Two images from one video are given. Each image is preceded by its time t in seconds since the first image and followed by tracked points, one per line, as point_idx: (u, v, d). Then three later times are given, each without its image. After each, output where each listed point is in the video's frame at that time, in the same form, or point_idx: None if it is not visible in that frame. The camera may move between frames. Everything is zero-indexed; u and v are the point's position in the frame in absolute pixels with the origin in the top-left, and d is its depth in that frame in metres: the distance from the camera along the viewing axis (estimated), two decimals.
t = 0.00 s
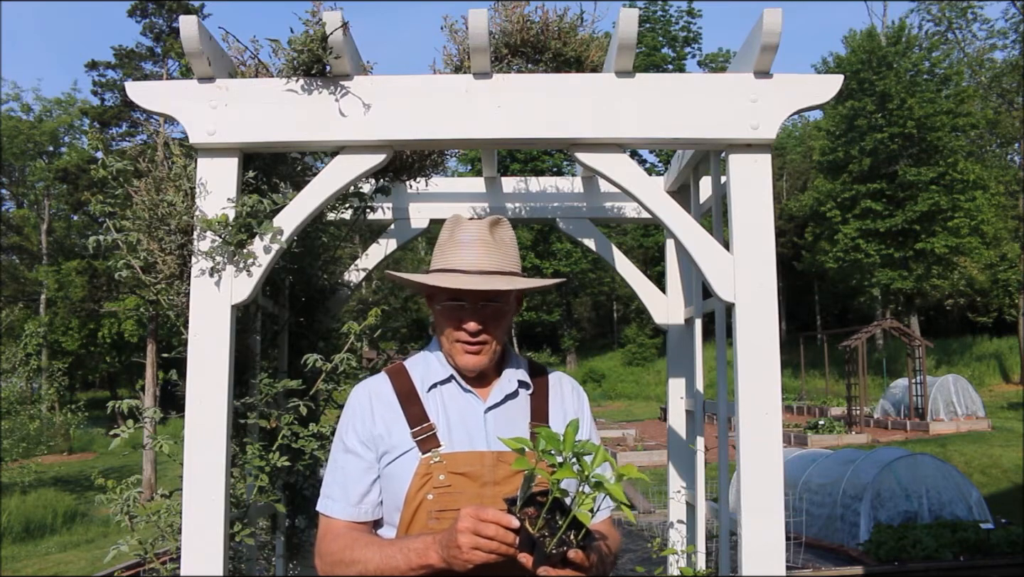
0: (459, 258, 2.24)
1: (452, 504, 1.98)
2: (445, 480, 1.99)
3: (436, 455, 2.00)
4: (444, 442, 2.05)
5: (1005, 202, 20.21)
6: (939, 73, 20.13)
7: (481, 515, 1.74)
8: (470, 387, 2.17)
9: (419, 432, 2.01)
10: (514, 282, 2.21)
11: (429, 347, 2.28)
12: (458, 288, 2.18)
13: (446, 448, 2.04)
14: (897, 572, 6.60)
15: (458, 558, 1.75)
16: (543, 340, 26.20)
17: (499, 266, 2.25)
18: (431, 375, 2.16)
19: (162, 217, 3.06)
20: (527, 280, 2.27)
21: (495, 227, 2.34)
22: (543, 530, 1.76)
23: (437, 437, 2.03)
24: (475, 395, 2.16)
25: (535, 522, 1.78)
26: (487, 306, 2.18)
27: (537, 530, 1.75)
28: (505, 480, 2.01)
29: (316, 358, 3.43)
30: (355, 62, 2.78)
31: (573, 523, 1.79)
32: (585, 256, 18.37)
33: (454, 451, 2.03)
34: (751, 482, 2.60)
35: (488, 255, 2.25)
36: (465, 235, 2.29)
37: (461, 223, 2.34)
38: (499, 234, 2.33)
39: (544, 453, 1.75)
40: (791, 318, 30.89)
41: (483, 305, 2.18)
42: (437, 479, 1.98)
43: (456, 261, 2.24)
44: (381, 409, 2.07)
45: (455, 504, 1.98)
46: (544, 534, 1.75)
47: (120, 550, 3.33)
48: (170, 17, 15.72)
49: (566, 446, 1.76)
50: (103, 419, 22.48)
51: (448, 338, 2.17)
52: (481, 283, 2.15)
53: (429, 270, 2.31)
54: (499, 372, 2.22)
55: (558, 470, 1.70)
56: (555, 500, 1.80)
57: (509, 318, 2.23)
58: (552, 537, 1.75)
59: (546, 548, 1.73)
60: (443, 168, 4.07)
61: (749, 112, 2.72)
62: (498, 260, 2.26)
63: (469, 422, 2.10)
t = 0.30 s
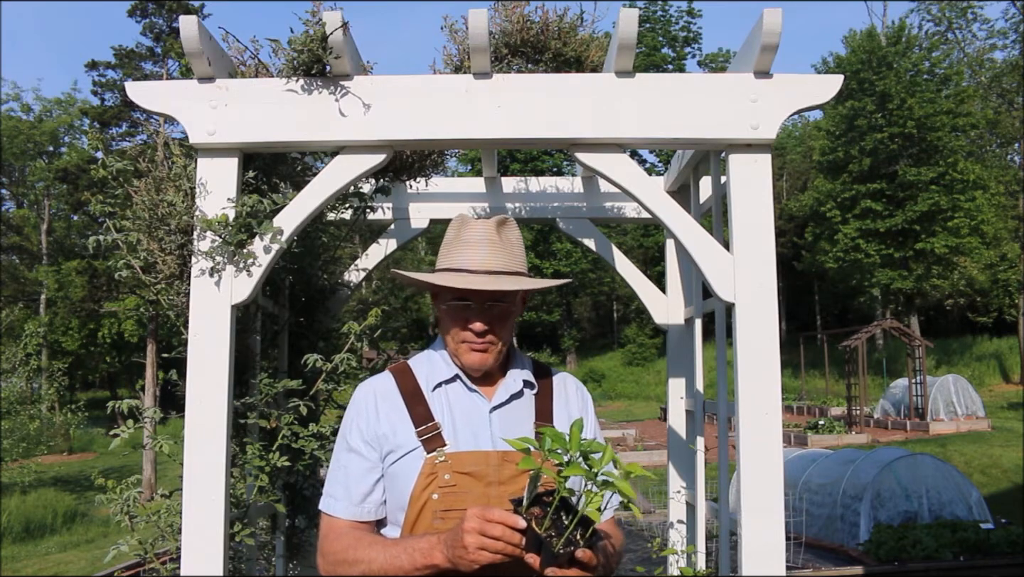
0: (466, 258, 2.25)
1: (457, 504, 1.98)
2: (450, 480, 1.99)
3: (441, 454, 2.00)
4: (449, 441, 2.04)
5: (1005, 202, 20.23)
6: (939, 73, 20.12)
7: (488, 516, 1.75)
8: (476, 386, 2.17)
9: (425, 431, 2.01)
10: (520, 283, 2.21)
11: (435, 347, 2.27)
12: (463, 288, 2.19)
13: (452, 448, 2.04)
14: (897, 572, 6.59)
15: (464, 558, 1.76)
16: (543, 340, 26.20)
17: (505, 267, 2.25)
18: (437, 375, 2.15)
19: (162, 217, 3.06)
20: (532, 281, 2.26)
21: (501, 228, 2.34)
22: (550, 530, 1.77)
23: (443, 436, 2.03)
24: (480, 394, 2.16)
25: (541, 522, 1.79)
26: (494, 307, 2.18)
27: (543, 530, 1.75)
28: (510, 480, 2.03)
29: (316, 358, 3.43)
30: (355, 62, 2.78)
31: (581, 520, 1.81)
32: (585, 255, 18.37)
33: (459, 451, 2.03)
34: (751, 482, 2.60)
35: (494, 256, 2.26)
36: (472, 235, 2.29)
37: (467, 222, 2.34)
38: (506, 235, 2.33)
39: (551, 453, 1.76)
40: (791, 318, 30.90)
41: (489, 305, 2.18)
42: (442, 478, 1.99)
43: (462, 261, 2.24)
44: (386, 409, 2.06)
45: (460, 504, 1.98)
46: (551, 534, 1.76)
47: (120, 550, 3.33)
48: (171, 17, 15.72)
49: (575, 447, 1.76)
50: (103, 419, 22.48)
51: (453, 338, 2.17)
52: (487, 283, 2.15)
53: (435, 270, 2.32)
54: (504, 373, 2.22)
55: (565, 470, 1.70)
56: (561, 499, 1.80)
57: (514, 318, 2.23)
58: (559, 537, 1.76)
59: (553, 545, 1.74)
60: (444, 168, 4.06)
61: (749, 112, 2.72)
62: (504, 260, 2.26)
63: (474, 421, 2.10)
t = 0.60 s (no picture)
0: (466, 259, 2.25)
1: (459, 505, 1.98)
2: (452, 480, 1.99)
3: (442, 455, 2.00)
4: (451, 442, 2.04)
5: (1005, 202, 20.24)
6: (939, 73, 20.12)
7: (492, 523, 1.75)
8: (477, 387, 2.17)
9: (426, 432, 2.01)
10: (520, 282, 2.21)
11: (436, 347, 2.28)
12: (464, 287, 2.19)
13: (453, 449, 2.04)
14: (897, 572, 6.59)
15: (466, 564, 1.76)
16: (543, 340, 26.20)
17: (506, 266, 2.25)
18: (438, 375, 2.16)
19: (162, 217, 3.06)
20: (533, 281, 2.27)
21: (502, 227, 2.34)
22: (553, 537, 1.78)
23: (444, 437, 2.03)
24: (482, 395, 2.16)
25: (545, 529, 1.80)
26: (493, 307, 2.18)
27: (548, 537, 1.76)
28: (513, 480, 2.02)
29: (316, 358, 3.43)
30: (355, 62, 2.78)
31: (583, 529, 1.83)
32: (585, 255, 18.36)
33: (461, 451, 2.03)
34: (751, 482, 2.60)
35: (495, 255, 2.25)
36: (473, 234, 2.29)
37: (469, 222, 2.34)
38: (507, 234, 2.33)
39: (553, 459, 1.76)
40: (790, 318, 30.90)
41: (489, 305, 2.18)
42: (444, 479, 1.98)
43: (463, 260, 2.24)
44: (388, 409, 2.06)
45: (462, 505, 1.98)
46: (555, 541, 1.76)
47: (120, 550, 3.33)
48: (171, 17, 15.72)
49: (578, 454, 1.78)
50: (103, 419, 22.49)
51: (453, 338, 2.17)
52: (486, 283, 2.15)
53: (436, 268, 2.32)
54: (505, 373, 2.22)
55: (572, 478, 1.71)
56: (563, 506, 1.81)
57: (515, 318, 2.23)
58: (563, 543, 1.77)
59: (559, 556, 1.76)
60: (443, 168, 4.06)
61: (749, 112, 2.72)
62: (505, 259, 2.26)
63: (475, 422, 2.11)
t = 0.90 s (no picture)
0: (464, 254, 2.24)
1: (459, 505, 1.98)
2: (452, 481, 1.99)
3: (442, 455, 2.00)
4: (451, 443, 2.04)
5: (1005, 202, 20.28)
6: (939, 73, 20.10)
7: (491, 525, 1.76)
8: (476, 387, 2.17)
9: (426, 432, 2.00)
10: (517, 278, 2.21)
11: (434, 346, 2.28)
12: (461, 284, 2.19)
13: (453, 449, 2.04)
14: (897, 572, 6.59)
15: (465, 567, 1.77)
16: (543, 340, 26.19)
17: (503, 262, 2.24)
18: (436, 375, 2.16)
19: (162, 217, 3.06)
20: (530, 277, 2.27)
21: (498, 225, 2.34)
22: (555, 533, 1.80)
23: (444, 437, 2.03)
24: (481, 395, 2.17)
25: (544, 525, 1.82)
26: (490, 303, 2.19)
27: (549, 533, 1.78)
28: (512, 481, 2.02)
29: (316, 358, 3.43)
30: (355, 62, 2.78)
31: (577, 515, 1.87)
32: (584, 256, 18.36)
33: (461, 452, 2.03)
34: (751, 482, 2.60)
35: (491, 251, 2.25)
36: (469, 231, 2.28)
37: (465, 220, 2.34)
38: (503, 232, 2.33)
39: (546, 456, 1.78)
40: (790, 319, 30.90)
41: (486, 301, 2.18)
42: (444, 479, 1.99)
43: (459, 257, 2.24)
44: (386, 410, 2.06)
45: (461, 505, 1.98)
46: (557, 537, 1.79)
47: (120, 550, 3.33)
48: (170, 17, 15.72)
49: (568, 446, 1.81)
50: (103, 419, 22.50)
51: (451, 335, 2.17)
52: (483, 279, 2.16)
53: (432, 266, 2.32)
54: (504, 372, 2.22)
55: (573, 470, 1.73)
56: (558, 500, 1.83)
57: (512, 314, 2.23)
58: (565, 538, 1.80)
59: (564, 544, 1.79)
60: (444, 168, 4.06)
61: (749, 112, 2.72)
62: (502, 256, 2.25)
63: (475, 422, 2.11)
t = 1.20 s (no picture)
0: (463, 252, 2.24)
1: (458, 505, 1.98)
2: (452, 481, 1.99)
3: (442, 455, 2.00)
4: (450, 443, 2.04)
5: (1005, 202, 20.32)
6: (939, 73, 20.10)
7: (491, 527, 1.77)
8: (475, 386, 2.17)
9: (425, 432, 2.01)
10: (515, 275, 2.21)
11: (434, 344, 2.28)
12: (459, 281, 2.20)
13: (452, 449, 2.04)
14: (897, 572, 6.59)
15: (465, 572, 1.77)
16: (543, 340, 26.19)
17: (502, 261, 2.24)
18: (435, 373, 2.16)
19: (162, 217, 3.06)
20: (529, 275, 2.26)
21: (496, 224, 2.33)
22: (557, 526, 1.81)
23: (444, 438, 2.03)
24: (480, 394, 2.16)
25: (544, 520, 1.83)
26: (488, 301, 2.19)
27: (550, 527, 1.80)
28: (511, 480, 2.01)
29: (316, 358, 3.43)
30: (355, 62, 2.78)
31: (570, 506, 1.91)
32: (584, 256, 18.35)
33: (460, 452, 2.03)
34: (751, 482, 2.60)
35: (489, 248, 2.24)
36: (467, 230, 2.29)
37: (464, 220, 2.35)
38: (501, 230, 2.32)
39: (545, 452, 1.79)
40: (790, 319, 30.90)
41: (485, 298, 2.19)
42: (444, 479, 1.98)
43: (458, 254, 2.23)
44: (386, 411, 2.06)
45: (461, 505, 1.98)
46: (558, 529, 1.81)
47: (120, 550, 3.33)
48: (171, 17, 15.72)
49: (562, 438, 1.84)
50: (103, 419, 22.50)
51: (450, 333, 2.18)
52: (481, 276, 2.16)
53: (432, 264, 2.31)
54: (503, 372, 2.22)
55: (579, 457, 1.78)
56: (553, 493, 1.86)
57: (511, 312, 2.23)
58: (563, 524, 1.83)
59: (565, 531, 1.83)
60: (444, 168, 4.06)
61: (749, 112, 2.72)
62: (502, 255, 2.25)
63: (474, 422, 2.11)
